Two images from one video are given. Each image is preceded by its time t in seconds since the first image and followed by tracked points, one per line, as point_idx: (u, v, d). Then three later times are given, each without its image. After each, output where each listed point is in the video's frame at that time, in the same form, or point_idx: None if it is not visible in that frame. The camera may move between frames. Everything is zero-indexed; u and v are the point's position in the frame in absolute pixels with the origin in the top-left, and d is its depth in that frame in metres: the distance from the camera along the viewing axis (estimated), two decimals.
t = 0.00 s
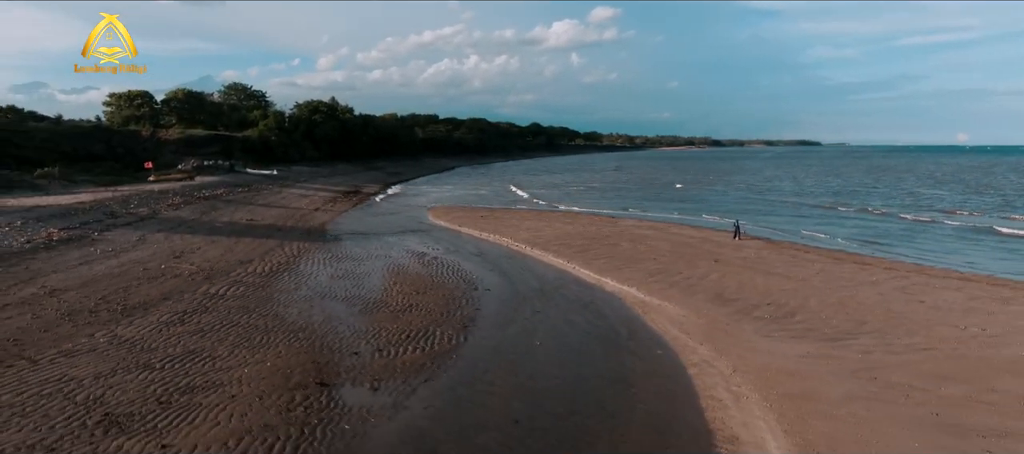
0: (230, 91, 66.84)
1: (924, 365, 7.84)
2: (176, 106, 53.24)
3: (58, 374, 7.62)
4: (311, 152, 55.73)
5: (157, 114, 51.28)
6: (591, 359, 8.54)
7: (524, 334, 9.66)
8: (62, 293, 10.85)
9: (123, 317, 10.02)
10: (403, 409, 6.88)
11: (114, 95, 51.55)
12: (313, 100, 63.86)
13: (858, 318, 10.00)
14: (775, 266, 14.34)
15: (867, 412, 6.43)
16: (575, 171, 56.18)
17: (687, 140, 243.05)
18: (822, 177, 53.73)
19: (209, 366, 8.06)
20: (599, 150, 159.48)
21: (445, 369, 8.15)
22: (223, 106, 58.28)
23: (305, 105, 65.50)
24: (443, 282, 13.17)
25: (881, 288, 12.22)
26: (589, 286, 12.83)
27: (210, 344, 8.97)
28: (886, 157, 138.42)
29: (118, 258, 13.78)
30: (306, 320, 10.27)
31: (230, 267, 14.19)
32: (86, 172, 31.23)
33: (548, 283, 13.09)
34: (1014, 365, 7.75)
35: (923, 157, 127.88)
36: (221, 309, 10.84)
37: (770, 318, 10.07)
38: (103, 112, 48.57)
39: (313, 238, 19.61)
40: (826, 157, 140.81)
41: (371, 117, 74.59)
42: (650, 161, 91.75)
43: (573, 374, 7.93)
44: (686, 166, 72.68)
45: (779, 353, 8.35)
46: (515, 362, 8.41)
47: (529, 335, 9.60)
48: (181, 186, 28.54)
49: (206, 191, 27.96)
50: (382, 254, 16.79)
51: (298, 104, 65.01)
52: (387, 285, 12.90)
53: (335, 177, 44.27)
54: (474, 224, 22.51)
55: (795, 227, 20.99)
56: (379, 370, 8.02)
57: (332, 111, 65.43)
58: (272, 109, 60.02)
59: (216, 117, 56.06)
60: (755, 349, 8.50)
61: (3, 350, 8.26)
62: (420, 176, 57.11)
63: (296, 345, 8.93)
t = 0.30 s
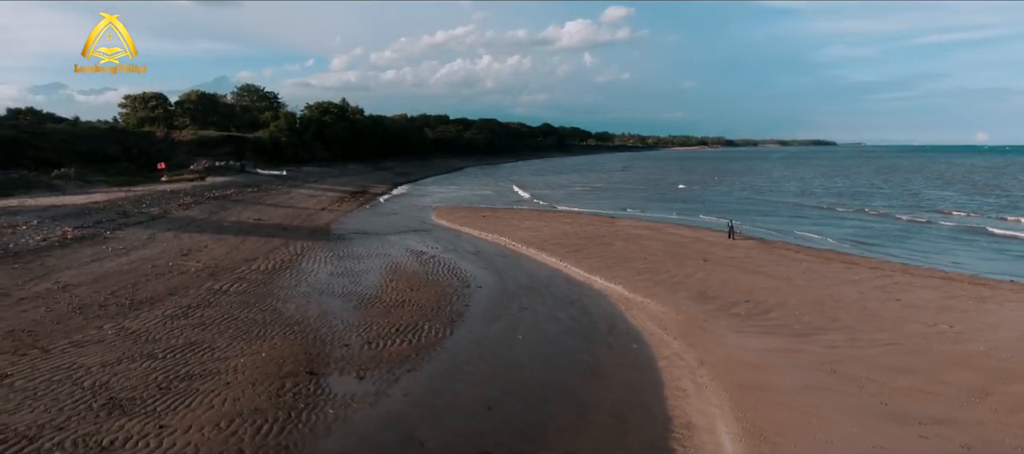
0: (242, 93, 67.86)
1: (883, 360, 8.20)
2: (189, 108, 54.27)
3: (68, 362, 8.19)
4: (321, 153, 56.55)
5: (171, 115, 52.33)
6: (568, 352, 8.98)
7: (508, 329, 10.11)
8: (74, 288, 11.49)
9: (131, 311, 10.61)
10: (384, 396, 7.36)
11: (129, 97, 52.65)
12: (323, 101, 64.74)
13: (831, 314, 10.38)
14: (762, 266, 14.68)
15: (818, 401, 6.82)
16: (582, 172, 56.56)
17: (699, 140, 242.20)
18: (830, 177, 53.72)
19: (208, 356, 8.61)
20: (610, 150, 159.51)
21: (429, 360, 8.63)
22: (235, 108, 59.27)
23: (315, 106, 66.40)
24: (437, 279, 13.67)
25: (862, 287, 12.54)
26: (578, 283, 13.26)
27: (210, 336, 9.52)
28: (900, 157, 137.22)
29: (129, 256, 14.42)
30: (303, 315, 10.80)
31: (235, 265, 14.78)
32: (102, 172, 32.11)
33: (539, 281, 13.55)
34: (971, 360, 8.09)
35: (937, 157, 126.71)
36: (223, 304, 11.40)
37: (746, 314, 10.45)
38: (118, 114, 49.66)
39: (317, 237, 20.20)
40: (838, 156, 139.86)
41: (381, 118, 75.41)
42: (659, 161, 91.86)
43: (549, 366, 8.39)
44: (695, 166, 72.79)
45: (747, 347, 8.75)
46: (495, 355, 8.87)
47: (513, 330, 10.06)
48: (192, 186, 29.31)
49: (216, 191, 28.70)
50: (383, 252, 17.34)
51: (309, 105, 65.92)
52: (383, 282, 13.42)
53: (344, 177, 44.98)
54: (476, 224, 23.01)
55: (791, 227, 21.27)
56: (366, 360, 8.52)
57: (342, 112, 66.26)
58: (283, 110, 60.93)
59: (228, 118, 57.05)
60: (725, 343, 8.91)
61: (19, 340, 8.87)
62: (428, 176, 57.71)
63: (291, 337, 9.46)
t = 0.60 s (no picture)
0: (254, 94, 68.96)
1: (845, 353, 8.63)
2: (202, 109, 55.32)
3: (79, 351, 8.81)
4: (331, 154, 57.40)
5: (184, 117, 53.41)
6: (548, 344, 9.48)
7: (494, 323, 10.62)
8: (87, 283, 12.14)
9: (139, 305, 11.23)
10: (370, 383, 7.90)
11: (143, 99, 53.79)
12: (333, 103, 65.66)
13: (805, 310, 10.80)
14: (748, 265, 15.09)
15: (773, 389, 7.26)
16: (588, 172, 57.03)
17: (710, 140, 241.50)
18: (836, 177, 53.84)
19: (209, 346, 9.18)
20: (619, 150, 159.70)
21: (415, 351, 9.15)
22: (246, 109, 60.30)
23: (325, 107, 67.33)
24: (432, 276, 14.22)
25: (841, 285, 12.93)
26: (567, 280, 13.76)
27: (212, 329, 10.11)
28: (912, 157, 136.27)
29: (139, 253, 15.09)
30: (301, 309, 11.37)
31: (240, 262, 15.42)
32: (116, 173, 33.00)
33: (530, 278, 14.05)
34: (929, 354, 8.49)
35: (949, 157, 125.76)
36: (226, 299, 12.00)
37: (722, 310, 10.90)
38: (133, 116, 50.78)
39: (321, 236, 20.82)
40: (849, 156, 139.15)
41: (390, 119, 76.28)
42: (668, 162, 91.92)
43: (528, 357, 8.89)
44: (702, 166, 73.02)
45: (717, 341, 9.21)
46: (479, 347, 9.39)
47: (499, 324, 10.57)
48: (203, 186, 30.11)
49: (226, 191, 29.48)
50: (383, 251, 17.94)
51: (319, 107, 66.85)
52: (380, 279, 13.98)
53: (352, 178, 45.76)
54: (476, 223, 23.57)
55: (785, 227, 21.63)
56: (357, 351, 9.06)
57: (352, 113, 67.17)
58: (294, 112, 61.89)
59: (239, 120, 58.06)
60: (697, 337, 9.36)
61: (35, 331, 9.50)
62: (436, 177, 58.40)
63: (288, 330, 10.02)
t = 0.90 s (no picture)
0: (265, 95, 69.99)
1: (811, 345, 9.06)
2: (213, 111, 56.34)
3: (91, 341, 9.45)
4: (339, 154, 58.24)
5: (195, 118, 54.45)
6: (530, 337, 10.02)
7: (483, 317, 11.17)
8: (99, 279, 12.82)
9: (147, 299, 11.88)
10: (359, 371, 8.46)
11: (156, 101, 54.88)
12: (342, 104, 66.52)
13: (780, 306, 11.26)
14: (735, 264, 15.51)
15: (733, 379, 7.72)
16: (593, 172, 57.48)
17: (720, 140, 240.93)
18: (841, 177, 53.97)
19: (212, 337, 9.79)
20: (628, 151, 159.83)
21: (404, 343, 9.70)
22: (257, 110, 61.28)
23: (334, 108, 68.23)
24: (428, 274, 14.79)
25: (821, 282, 13.34)
26: (557, 277, 14.29)
27: (215, 322, 10.72)
28: (923, 157, 135.33)
29: (148, 251, 15.78)
30: (300, 304, 11.97)
31: (245, 259, 16.08)
32: (129, 173, 33.89)
33: (522, 275, 14.59)
34: (890, 348, 8.90)
35: (961, 157, 124.86)
36: (230, 294, 12.63)
37: (700, 306, 11.37)
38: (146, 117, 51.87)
39: (325, 234, 21.46)
40: (860, 157, 138.46)
41: (398, 120, 77.10)
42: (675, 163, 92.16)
43: (510, 349, 9.43)
44: (709, 167, 73.19)
45: (691, 334, 9.68)
46: (465, 340, 9.92)
47: (486, 319, 11.11)
48: (212, 187, 30.89)
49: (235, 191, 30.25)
50: (384, 249, 18.54)
51: (328, 108, 67.74)
52: (377, 276, 14.58)
53: (359, 178, 46.50)
54: (476, 223, 24.13)
55: (779, 226, 22.01)
56: (349, 342, 9.63)
57: (360, 114, 68.02)
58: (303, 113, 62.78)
59: (250, 121, 59.03)
60: (671, 331, 9.85)
61: (51, 323, 10.16)
62: (442, 177, 59.04)
63: (286, 322, 10.61)
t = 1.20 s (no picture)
0: (276, 97, 71.04)
1: (781, 339, 9.52)
2: (225, 112, 57.38)
3: (105, 332, 10.11)
4: (348, 155, 59.06)
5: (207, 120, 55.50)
6: (517, 330, 10.55)
7: (473, 312, 11.73)
8: (112, 274, 13.52)
9: (157, 293, 12.55)
10: (352, 360, 9.04)
11: (169, 103, 56.01)
12: (351, 105, 67.39)
13: (759, 303, 11.71)
14: (723, 263, 15.92)
15: (699, 368, 8.20)
16: (599, 172, 57.90)
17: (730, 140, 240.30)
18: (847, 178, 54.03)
19: (217, 329, 10.41)
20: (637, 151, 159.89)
21: (397, 335, 10.26)
22: (268, 112, 62.27)
23: (344, 110, 69.10)
24: (425, 271, 15.37)
25: (804, 280, 13.75)
26: (549, 275, 14.81)
27: (220, 314, 11.36)
28: (935, 157, 134.32)
29: (159, 249, 16.49)
30: (302, 299, 12.60)
31: (252, 257, 16.75)
32: (142, 174, 34.81)
33: (516, 273, 15.13)
34: (856, 342, 9.32)
35: (973, 157, 123.83)
36: (235, 289, 13.28)
37: (681, 302, 11.84)
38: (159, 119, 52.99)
39: (329, 233, 22.10)
40: (870, 157, 137.63)
41: (407, 120, 77.89)
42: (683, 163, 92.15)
43: (496, 341, 9.97)
44: (716, 167, 73.29)
45: (668, 328, 10.16)
46: (454, 333, 10.48)
47: (477, 313, 11.66)
48: (222, 187, 31.68)
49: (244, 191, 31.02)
50: (385, 248, 19.14)
51: (338, 109, 68.64)
52: (377, 273, 15.18)
53: (367, 179, 47.22)
54: (478, 222, 24.68)
55: (774, 225, 22.37)
56: (344, 334, 10.22)
57: (369, 115, 68.85)
58: (313, 114, 63.68)
59: (261, 122, 60.02)
60: (650, 325, 10.34)
61: (68, 315, 10.84)
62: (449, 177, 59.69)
63: (287, 316, 11.23)
